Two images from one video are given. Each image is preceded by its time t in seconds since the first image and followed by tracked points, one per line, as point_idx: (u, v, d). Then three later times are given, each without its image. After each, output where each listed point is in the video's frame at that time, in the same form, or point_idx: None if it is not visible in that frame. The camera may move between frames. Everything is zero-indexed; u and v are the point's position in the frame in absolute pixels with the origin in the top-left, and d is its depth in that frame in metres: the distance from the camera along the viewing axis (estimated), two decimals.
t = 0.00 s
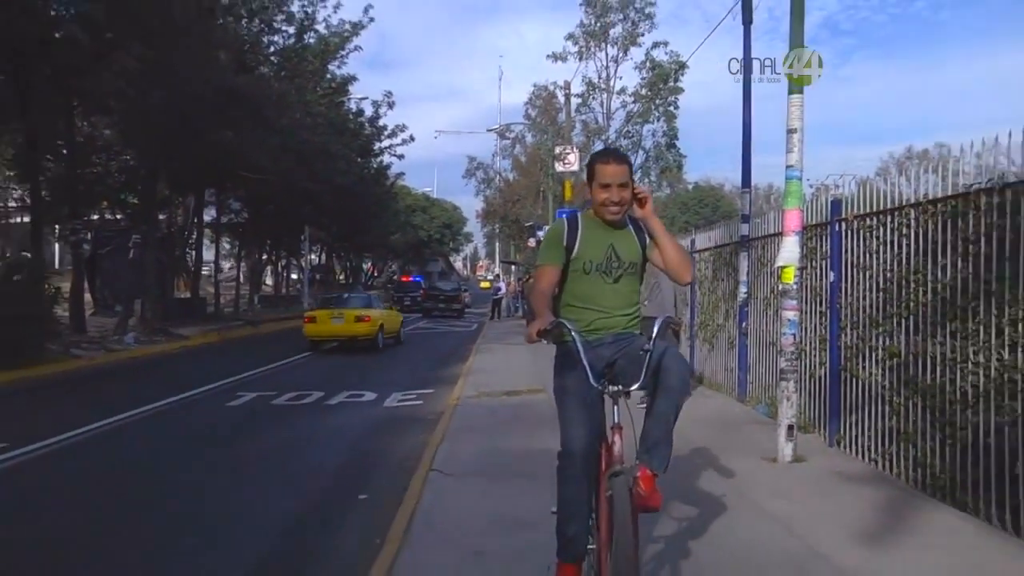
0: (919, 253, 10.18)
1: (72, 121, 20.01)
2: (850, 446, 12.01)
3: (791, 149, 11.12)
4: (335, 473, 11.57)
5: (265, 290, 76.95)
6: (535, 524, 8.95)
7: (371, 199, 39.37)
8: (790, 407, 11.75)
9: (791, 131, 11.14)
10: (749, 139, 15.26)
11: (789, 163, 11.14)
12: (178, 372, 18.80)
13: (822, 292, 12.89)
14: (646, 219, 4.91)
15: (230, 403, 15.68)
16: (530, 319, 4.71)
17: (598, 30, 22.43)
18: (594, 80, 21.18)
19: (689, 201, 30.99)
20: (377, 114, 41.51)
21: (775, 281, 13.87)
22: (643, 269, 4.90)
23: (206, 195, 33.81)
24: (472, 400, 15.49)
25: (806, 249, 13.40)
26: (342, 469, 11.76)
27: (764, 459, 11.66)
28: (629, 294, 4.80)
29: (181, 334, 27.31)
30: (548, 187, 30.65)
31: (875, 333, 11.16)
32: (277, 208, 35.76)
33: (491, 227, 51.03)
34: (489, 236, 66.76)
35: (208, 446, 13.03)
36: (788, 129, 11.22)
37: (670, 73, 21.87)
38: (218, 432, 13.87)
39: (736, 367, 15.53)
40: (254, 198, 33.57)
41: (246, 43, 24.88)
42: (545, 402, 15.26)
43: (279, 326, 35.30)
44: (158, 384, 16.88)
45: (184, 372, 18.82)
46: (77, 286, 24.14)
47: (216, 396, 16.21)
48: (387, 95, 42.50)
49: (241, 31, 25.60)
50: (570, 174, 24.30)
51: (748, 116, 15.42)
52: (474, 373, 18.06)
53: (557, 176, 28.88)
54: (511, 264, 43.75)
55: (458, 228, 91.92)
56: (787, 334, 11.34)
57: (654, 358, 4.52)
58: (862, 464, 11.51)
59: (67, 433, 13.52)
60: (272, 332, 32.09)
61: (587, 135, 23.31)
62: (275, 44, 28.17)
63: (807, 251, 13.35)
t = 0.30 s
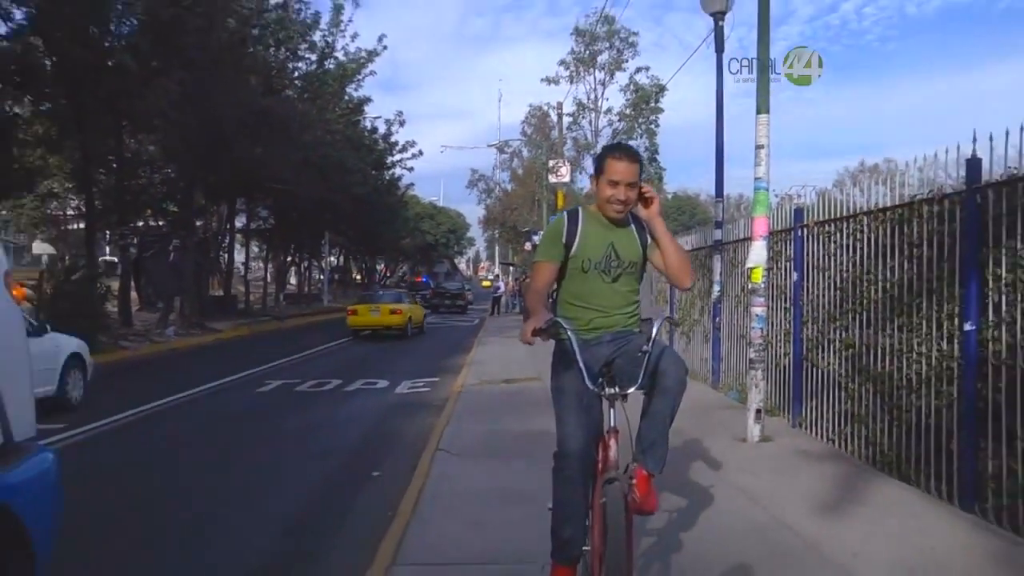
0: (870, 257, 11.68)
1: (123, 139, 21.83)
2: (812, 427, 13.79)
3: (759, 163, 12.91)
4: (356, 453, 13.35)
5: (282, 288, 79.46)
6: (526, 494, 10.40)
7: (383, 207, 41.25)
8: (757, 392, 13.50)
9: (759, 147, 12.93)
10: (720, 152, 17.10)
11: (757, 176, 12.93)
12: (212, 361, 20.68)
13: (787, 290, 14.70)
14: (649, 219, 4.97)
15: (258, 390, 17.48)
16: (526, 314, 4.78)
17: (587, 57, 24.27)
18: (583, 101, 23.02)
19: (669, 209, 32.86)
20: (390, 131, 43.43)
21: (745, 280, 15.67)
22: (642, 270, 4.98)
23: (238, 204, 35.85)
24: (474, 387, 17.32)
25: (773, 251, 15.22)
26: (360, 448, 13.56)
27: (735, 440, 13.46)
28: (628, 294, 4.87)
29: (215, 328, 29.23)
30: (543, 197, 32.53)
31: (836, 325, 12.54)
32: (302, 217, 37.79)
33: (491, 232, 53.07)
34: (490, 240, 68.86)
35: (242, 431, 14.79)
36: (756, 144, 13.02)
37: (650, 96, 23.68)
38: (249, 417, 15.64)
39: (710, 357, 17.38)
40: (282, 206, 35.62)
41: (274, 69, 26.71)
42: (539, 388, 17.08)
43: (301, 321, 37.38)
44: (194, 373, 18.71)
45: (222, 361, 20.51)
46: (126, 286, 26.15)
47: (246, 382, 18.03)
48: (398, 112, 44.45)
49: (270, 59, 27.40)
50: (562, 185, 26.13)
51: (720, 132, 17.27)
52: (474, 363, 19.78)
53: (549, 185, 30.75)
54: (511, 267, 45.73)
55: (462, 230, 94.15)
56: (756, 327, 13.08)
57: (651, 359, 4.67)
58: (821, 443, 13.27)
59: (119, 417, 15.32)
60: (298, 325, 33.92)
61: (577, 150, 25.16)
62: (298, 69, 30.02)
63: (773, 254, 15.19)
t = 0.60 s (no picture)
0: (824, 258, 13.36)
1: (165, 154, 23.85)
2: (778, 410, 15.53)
3: (731, 176, 14.78)
4: (373, 424, 15.18)
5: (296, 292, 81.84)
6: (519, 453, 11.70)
7: (393, 214, 43.29)
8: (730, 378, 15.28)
9: (731, 161, 14.83)
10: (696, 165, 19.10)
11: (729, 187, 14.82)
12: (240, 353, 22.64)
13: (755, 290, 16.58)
14: (661, 220, 4.62)
15: (282, 377, 19.36)
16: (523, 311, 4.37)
17: (577, 80, 26.35)
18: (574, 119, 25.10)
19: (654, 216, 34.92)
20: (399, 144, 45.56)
21: (718, 280, 17.63)
22: (650, 274, 4.63)
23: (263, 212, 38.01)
24: (475, 376, 19.23)
25: (745, 254, 17.16)
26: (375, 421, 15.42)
27: (710, 421, 15.24)
28: (633, 301, 4.54)
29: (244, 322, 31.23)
30: (538, 205, 34.57)
31: (796, 321, 11.20)
32: (320, 223, 39.94)
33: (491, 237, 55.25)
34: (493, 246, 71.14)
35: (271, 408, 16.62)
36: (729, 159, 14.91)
37: (632, 115, 25.69)
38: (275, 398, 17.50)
39: (689, 348, 19.35)
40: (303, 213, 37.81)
41: (296, 90, 28.76)
42: (534, 377, 19.00)
43: (318, 316, 39.51)
44: (224, 363, 20.65)
45: (249, 354, 22.42)
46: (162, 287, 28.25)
47: (271, 372, 19.97)
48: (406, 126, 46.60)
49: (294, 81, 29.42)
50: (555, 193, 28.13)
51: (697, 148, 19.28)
52: (477, 356, 21.70)
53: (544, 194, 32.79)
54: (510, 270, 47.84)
55: (466, 236, 96.66)
56: (727, 321, 14.87)
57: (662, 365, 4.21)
58: (784, 423, 15.03)
59: (161, 396, 17.17)
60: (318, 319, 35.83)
61: (569, 163, 27.19)
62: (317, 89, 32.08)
63: (745, 256, 17.12)
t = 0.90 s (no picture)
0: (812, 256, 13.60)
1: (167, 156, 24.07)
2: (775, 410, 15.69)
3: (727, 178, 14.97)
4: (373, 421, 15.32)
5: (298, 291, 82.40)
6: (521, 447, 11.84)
7: (393, 215, 43.59)
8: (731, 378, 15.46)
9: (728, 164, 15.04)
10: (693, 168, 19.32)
11: (727, 189, 15.02)
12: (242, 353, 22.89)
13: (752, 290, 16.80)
14: (703, 210, 3.98)
15: (283, 377, 19.55)
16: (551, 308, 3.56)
17: (575, 83, 26.62)
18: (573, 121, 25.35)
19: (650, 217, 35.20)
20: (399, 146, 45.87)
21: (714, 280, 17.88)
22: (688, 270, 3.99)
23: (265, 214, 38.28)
24: (474, 376, 19.43)
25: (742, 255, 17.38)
26: (376, 419, 15.60)
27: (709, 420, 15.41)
28: (667, 303, 3.89)
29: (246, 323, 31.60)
30: (536, 206, 34.83)
31: (791, 320, 11.37)
32: (322, 224, 40.25)
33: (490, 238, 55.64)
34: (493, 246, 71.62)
35: (273, 406, 16.77)
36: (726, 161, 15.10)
37: (631, 117, 25.95)
38: (274, 397, 17.64)
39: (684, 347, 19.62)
40: (304, 215, 38.11)
41: (297, 92, 28.99)
42: (533, 376, 19.21)
43: (319, 315, 39.77)
44: (226, 362, 20.87)
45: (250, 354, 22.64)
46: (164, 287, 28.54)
47: (273, 371, 20.18)
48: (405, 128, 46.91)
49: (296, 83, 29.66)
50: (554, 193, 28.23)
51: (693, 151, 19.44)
52: (477, 355, 21.93)
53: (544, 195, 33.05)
54: (509, 271, 48.18)
55: (465, 236, 97.17)
56: (724, 322, 15.05)
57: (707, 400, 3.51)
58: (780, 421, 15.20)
59: (164, 394, 17.32)
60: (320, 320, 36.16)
61: (568, 165, 27.44)
62: (318, 91, 32.34)
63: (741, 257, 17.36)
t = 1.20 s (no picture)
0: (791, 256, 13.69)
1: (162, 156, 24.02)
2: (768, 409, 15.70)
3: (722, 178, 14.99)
4: (368, 421, 15.28)
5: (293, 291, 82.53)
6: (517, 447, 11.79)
7: (389, 215, 43.64)
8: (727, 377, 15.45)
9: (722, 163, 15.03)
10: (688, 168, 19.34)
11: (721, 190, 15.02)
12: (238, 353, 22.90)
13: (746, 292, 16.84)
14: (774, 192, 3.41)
15: (279, 377, 19.56)
16: (594, 315, 3.01)
17: (571, 83, 26.63)
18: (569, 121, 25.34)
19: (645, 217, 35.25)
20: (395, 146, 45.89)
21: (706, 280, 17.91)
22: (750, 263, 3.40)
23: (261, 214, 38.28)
24: (470, 376, 19.41)
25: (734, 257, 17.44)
26: (371, 419, 15.59)
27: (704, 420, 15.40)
28: (722, 305, 3.29)
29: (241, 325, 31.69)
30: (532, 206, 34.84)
31: (787, 320, 11.38)
32: (317, 224, 40.28)
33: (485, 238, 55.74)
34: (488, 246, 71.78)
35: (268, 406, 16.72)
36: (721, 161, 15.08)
37: (626, 118, 25.98)
38: (269, 397, 17.60)
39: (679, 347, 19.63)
40: (300, 215, 38.11)
41: (293, 93, 28.97)
42: (529, 376, 19.20)
43: (315, 315, 39.82)
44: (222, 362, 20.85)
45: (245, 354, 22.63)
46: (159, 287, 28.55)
47: (269, 371, 20.18)
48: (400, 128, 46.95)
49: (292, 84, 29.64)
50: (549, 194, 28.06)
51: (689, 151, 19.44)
52: (473, 355, 21.95)
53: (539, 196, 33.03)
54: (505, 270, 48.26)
55: (461, 236, 97.30)
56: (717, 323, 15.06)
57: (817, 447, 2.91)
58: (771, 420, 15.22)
59: (159, 395, 17.29)
60: (315, 320, 36.21)
61: (563, 165, 27.44)
62: (314, 91, 32.33)
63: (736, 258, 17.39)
